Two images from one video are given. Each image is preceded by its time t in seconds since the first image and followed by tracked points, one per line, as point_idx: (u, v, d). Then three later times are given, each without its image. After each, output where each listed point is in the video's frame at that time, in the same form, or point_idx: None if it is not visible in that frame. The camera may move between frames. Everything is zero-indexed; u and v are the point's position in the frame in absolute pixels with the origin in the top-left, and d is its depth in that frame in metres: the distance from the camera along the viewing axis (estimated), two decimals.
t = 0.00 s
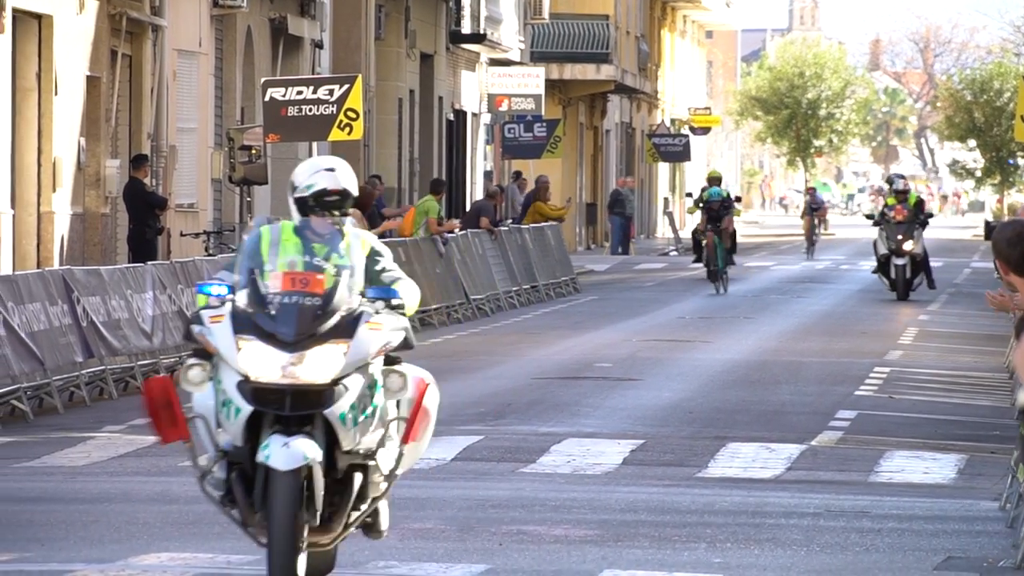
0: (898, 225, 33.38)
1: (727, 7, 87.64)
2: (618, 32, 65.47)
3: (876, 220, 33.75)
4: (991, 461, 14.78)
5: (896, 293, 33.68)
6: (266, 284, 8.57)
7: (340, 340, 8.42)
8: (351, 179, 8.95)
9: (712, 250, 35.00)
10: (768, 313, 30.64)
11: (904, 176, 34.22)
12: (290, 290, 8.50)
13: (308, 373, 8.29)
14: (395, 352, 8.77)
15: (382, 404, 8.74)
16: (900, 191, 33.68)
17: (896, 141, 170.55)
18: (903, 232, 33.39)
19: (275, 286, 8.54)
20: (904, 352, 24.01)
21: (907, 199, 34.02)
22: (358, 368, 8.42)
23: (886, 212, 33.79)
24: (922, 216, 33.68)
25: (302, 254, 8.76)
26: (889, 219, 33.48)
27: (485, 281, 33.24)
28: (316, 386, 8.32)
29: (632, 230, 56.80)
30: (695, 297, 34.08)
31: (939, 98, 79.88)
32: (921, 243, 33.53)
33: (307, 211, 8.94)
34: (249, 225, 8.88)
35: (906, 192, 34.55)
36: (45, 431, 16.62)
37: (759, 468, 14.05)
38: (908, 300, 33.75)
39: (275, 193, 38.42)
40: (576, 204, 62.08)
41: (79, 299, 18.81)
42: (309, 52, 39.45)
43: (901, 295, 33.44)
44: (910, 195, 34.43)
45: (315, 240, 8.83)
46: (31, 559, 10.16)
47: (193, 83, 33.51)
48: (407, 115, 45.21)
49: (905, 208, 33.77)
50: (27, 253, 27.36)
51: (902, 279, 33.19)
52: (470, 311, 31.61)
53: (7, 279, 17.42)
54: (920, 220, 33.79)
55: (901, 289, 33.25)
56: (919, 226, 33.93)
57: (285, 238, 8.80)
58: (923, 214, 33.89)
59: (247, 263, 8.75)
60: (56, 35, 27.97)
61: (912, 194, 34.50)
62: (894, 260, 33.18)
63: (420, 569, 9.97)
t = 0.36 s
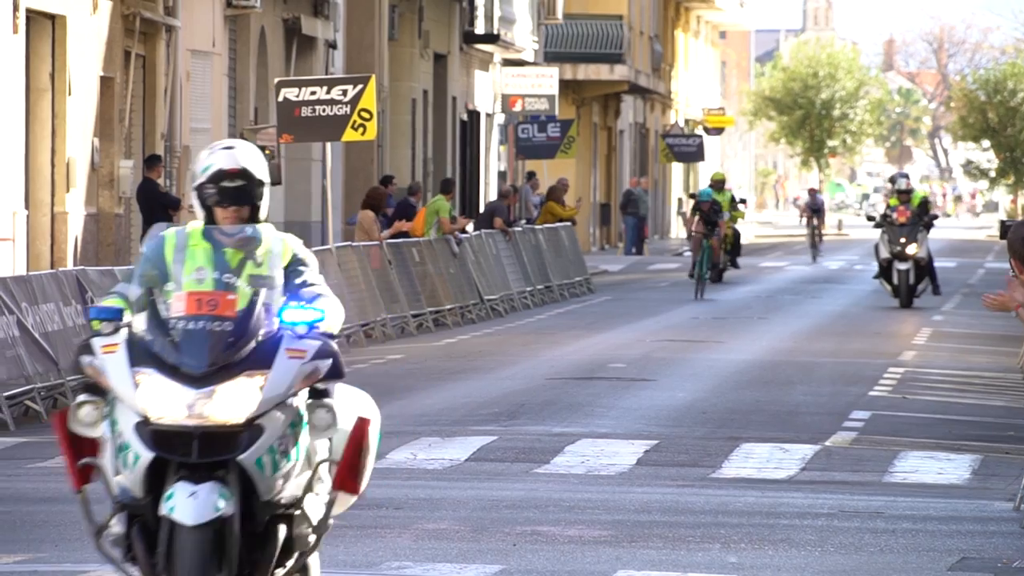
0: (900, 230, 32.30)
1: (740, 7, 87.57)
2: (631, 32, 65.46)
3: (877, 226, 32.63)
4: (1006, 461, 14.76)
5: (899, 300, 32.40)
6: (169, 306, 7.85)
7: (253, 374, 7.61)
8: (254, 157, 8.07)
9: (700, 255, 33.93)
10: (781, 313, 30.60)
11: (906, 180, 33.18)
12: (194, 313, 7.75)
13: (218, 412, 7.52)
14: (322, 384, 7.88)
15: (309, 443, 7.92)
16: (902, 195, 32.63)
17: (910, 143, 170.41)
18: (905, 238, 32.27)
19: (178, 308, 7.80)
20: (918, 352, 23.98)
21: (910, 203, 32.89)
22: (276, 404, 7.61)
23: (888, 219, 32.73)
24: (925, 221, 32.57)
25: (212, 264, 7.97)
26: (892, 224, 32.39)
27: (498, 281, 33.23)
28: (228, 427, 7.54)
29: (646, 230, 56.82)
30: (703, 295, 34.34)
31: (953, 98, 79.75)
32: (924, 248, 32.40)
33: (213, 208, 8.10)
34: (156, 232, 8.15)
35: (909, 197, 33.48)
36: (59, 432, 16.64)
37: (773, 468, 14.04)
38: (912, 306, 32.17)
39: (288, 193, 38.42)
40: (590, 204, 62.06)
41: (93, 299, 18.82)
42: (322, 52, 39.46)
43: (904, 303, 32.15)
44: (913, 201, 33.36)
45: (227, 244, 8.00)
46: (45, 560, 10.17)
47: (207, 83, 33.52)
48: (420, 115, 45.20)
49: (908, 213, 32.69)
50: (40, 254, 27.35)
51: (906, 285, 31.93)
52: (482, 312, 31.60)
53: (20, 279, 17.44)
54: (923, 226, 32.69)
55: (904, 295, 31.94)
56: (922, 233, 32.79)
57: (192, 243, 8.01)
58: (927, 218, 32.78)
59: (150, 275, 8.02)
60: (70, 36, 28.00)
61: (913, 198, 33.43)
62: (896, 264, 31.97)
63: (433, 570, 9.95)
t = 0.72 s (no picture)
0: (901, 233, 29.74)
1: (756, 8, 87.48)
2: (647, 33, 65.46)
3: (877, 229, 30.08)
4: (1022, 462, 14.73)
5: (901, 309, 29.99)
6: (21, 332, 6.81)
7: (123, 413, 6.60)
8: (129, 156, 7.13)
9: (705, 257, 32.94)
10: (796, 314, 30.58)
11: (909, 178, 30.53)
12: (49, 341, 6.72)
13: (78, 461, 6.48)
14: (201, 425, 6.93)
15: (184, 496, 6.98)
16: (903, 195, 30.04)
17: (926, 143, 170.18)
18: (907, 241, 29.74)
19: (32, 334, 6.77)
20: (933, 353, 23.95)
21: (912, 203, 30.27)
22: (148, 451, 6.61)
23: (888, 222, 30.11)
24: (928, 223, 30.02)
25: (82, 285, 7.03)
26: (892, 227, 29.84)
27: (514, 282, 33.22)
28: (91, 479, 6.49)
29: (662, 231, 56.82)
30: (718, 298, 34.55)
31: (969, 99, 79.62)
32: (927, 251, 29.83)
33: (82, 215, 7.15)
34: (15, 243, 7.20)
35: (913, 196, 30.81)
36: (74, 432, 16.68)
37: (789, 469, 14.03)
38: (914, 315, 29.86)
39: (303, 194, 38.43)
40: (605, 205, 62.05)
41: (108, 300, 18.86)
42: (338, 53, 39.46)
43: (906, 312, 29.74)
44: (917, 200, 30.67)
45: (97, 261, 7.09)
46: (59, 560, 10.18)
47: (222, 84, 33.54)
48: (435, 116, 45.20)
49: (910, 214, 30.11)
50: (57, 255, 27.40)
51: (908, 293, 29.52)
52: (498, 313, 31.60)
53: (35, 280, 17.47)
54: (926, 228, 30.13)
55: (905, 304, 29.56)
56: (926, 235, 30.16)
57: (56, 261, 7.08)
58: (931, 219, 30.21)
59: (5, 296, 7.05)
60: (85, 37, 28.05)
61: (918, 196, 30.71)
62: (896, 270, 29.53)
63: (449, 570, 9.94)
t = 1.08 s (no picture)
0: (899, 240, 27.33)
1: (774, 8, 87.46)
2: (665, 33, 65.40)
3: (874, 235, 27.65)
4: None
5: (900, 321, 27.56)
6: None
7: None
8: None
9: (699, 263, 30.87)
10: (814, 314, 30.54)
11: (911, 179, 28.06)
12: None
13: None
14: None
15: None
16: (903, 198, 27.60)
17: (945, 144, 169.96)
18: (907, 247, 27.31)
19: None
20: (952, 353, 23.91)
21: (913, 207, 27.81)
22: None
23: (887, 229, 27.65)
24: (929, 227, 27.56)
25: None
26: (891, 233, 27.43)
27: (532, 283, 33.21)
28: None
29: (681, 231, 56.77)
30: (735, 299, 34.55)
31: (987, 98, 79.49)
32: (928, 259, 27.38)
33: None
34: None
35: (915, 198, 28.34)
36: (94, 432, 16.70)
37: (807, 470, 14.01)
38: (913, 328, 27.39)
39: (322, 195, 38.45)
40: (624, 205, 62.02)
41: (126, 300, 18.91)
42: (356, 53, 39.47)
43: (905, 324, 27.30)
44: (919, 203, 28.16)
45: None
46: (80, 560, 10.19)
47: (241, 85, 33.57)
48: (454, 116, 45.20)
49: (909, 220, 27.67)
50: (75, 255, 27.44)
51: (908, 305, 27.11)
52: (516, 313, 31.60)
53: (56, 280, 17.53)
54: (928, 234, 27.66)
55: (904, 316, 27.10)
56: (929, 242, 27.70)
57: None
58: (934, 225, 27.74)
59: None
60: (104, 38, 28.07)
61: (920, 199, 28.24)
62: (894, 279, 27.14)
63: (467, 571, 9.94)
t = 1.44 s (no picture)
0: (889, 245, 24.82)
1: (787, 8, 87.43)
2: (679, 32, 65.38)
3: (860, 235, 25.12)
4: None
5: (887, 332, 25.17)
6: None
7: None
8: None
9: (692, 266, 29.38)
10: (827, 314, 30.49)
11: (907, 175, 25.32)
12: None
13: None
14: None
15: None
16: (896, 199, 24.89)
17: (959, 144, 169.84)
18: (897, 253, 24.82)
19: None
20: (965, 353, 23.84)
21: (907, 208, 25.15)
22: None
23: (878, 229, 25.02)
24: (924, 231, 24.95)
25: None
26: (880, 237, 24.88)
27: (545, 282, 33.19)
28: None
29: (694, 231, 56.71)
30: (746, 298, 34.47)
31: (1001, 98, 79.42)
32: (920, 266, 24.89)
33: None
34: None
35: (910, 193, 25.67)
36: (107, 432, 16.69)
37: (820, 470, 13.99)
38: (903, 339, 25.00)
39: (335, 194, 38.46)
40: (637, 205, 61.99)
41: (140, 300, 18.92)
42: (369, 53, 39.47)
43: (892, 336, 24.94)
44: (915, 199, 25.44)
45: None
46: (92, 560, 10.19)
47: (254, 84, 33.60)
48: (467, 116, 45.19)
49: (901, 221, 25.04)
50: (88, 255, 27.47)
51: (895, 318, 24.77)
52: (529, 313, 31.58)
53: (70, 280, 17.54)
54: (921, 238, 25.09)
55: (892, 328, 24.74)
56: (921, 246, 25.10)
57: None
58: (929, 229, 25.12)
59: None
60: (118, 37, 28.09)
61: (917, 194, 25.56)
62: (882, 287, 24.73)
63: (480, 570, 9.93)
